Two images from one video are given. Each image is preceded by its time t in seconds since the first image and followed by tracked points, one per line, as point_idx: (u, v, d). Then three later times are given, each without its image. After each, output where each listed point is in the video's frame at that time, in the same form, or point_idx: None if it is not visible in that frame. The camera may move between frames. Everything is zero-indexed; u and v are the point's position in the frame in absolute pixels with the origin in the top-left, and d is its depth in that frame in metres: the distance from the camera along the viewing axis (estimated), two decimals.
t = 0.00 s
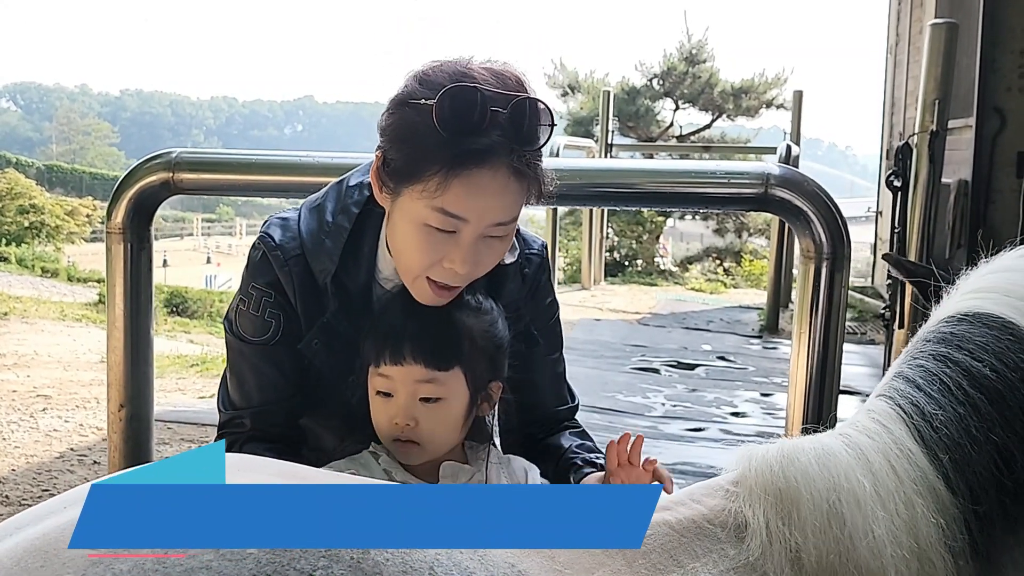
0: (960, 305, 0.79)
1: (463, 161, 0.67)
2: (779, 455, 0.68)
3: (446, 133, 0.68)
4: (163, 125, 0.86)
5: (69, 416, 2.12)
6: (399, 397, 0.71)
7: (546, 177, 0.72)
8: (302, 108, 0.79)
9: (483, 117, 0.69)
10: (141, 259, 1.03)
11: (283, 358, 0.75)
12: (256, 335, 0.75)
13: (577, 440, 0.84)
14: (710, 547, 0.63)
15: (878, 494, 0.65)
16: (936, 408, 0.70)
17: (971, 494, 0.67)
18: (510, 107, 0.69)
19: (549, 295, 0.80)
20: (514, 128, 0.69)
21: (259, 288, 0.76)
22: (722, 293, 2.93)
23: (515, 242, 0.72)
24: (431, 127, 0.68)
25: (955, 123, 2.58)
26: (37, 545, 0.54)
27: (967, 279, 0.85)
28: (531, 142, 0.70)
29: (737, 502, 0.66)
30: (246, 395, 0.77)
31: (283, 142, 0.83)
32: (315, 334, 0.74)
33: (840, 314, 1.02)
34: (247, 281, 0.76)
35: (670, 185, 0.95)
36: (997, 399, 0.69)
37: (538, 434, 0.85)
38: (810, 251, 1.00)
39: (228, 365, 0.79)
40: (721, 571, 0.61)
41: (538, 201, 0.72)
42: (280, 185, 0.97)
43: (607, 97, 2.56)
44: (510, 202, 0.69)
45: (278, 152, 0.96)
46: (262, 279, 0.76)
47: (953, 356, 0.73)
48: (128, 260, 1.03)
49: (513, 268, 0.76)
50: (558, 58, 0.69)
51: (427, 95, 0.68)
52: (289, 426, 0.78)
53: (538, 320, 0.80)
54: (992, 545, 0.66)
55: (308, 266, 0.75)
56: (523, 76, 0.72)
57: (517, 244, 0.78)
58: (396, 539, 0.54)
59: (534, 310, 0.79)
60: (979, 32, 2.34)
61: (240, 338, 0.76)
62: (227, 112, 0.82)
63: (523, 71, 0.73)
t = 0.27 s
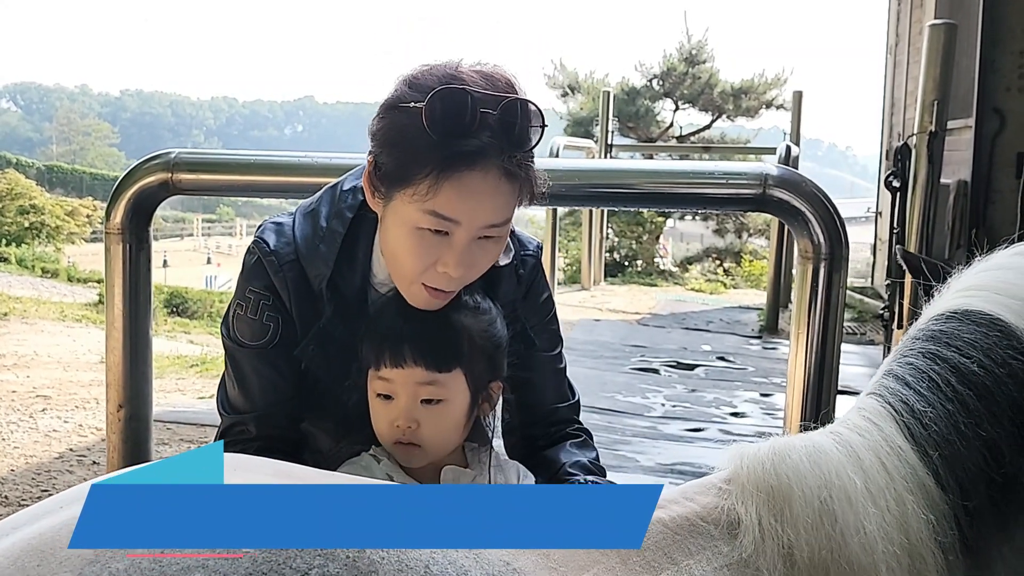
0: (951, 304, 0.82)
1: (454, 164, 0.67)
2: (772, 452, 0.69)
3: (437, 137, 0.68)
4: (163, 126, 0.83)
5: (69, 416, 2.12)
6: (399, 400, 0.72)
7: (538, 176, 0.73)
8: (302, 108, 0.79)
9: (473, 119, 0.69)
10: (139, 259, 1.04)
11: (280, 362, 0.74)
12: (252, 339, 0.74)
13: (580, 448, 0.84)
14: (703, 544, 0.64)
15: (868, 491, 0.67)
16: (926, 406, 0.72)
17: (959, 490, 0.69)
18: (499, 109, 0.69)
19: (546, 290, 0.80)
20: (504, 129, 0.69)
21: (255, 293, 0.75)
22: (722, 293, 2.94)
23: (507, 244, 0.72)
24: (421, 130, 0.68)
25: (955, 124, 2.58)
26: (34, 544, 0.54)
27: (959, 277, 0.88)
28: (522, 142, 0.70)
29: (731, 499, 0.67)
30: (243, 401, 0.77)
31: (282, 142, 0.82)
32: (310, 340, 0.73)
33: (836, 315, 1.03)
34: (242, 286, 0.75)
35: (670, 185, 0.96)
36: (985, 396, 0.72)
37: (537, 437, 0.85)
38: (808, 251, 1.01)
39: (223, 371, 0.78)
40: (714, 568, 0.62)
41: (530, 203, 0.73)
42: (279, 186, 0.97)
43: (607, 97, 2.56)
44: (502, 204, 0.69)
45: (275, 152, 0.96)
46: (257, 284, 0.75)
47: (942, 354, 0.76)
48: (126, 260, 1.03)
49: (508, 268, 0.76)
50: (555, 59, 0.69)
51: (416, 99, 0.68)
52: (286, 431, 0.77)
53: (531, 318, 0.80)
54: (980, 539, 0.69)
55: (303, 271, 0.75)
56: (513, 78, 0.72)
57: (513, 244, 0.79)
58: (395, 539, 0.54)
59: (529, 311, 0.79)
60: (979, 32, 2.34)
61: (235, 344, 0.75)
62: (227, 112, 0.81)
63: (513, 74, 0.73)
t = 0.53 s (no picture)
0: (943, 300, 0.78)
1: (447, 169, 0.67)
2: (763, 449, 0.66)
3: (430, 140, 0.67)
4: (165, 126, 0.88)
5: (70, 415, 2.13)
6: (391, 403, 0.73)
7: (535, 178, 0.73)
8: (301, 108, 0.80)
9: (468, 123, 0.68)
10: (137, 259, 1.02)
11: (275, 364, 0.75)
12: (247, 341, 0.75)
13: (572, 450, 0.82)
14: (696, 542, 0.61)
15: (858, 489, 0.63)
16: (916, 404, 0.68)
17: (948, 489, 0.65)
18: (494, 112, 0.69)
19: (544, 292, 0.81)
20: (500, 133, 0.69)
21: (251, 295, 0.75)
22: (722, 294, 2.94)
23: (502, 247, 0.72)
24: (414, 133, 0.68)
25: (954, 124, 2.58)
26: (28, 545, 0.54)
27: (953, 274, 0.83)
28: (518, 145, 0.70)
29: (722, 497, 0.64)
30: (240, 403, 0.77)
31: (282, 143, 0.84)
32: (306, 342, 0.74)
33: (832, 315, 1.00)
34: (237, 287, 0.75)
35: (666, 185, 0.95)
36: (974, 393, 0.67)
37: (531, 441, 0.84)
38: (805, 251, 0.98)
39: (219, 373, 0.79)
40: (708, 567, 0.59)
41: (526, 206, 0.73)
42: (276, 186, 0.97)
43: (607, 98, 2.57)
44: (496, 208, 0.68)
45: (273, 152, 0.96)
46: (253, 286, 0.75)
47: (932, 351, 0.72)
48: (123, 260, 1.01)
49: (505, 273, 0.77)
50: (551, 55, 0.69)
51: (411, 101, 0.68)
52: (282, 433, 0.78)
53: (527, 321, 0.81)
54: (971, 540, 0.65)
55: (297, 273, 0.75)
56: (510, 81, 0.71)
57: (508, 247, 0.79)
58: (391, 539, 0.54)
59: (526, 313, 0.80)
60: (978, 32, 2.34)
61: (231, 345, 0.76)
62: (229, 114, 0.84)
63: (511, 78, 0.72)
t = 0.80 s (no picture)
0: (939, 297, 0.66)
1: (446, 172, 0.66)
2: (756, 448, 0.56)
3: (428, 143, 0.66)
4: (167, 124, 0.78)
5: (67, 416, 2.13)
6: (392, 404, 0.74)
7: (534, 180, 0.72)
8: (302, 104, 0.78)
9: (467, 124, 0.66)
10: (135, 261, 1.00)
11: (274, 366, 0.75)
12: (247, 344, 0.74)
13: (571, 451, 0.82)
14: (693, 542, 0.52)
15: (856, 488, 0.54)
16: (909, 404, 0.59)
17: (944, 490, 0.57)
18: (493, 114, 0.67)
19: (545, 295, 0.82)
20: (499, 136, 0.67)
21: (248, 296, 0.74)
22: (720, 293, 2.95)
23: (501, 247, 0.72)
24: (412, 135, 0.66)
25: (953, 124, 2.58)
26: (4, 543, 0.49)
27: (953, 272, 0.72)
28: (518, 148, 0.68)
29: (718, 498, 0.55)
30: (240, 405, 0.76)
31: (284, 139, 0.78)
32: (306, 344, 0.75)
33: (833, 317, 0.97)
34: (235, 289, 0.75)
35: (665, 185, 0.94)
36: (967, 391, 0.59)
37: (528, 443, 0.84)
38: (805, 251, 0.96)
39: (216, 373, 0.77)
40: (705, 567, 0.51)
41: (525, 205, 0.73)
42: (274, 186, 0.96)
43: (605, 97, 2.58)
44: (494, 210, 0.68)
45: (271, 153, 0.96)
46: (252, 287, 0.74)
47: (927, 350, 0.61)
48: (122, 262, 0.99)
49: (504, 273, 0.78)
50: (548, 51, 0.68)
51: (410, 103, 0.66)
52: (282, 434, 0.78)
53: (528, 323, 0.83)
54: (960, 546, 0.57)
55: (296, 275, 0.74)
56: (510, 82, 0.70)
57: (509, 249, 0.80)
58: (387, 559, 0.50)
59: (528, 313, 0.82)
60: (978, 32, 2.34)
61: (229, 347, 0.75)
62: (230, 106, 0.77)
63: (508, 80, 0.71)
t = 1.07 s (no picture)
0: (942, 301, 0.67)
1: (444, 168, 0.66)
2: (752, 449, 0.56)
3: (426, 139, 0.66)
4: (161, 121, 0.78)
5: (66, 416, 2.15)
6: (398, 405, 0.74)
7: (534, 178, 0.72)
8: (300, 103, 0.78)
9: (465, 121, 0.66)
10: (134, 261, 1.00)
11: (272, 365, 0.75)
12: (244, 342, 0.74)
13: (569, 450, 0.82)
14: (688, 542, 0.52)
15: (852, 489, 0.54)
16: (907, 406, 0.59)
17: (939, 492, 0.57)
18: (491, 110, 0.67)
19: (544, 294, 0.82)
20: (497, 131, 0.67)
21: (246, 295, 0.74)
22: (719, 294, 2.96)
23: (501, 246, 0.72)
24: (411, 132, 0.67)
25: (952, 125, 2.59)
26: None
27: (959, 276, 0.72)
28: (517, 144, 0.68)
29: (713, 498, 0.55)
30: (236, 403, 0.76)
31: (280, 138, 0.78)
32: (303, 343, 0.76)
33: (831, 317, 0.97)
34: (233, 286, 0.75)
35: (663, 185, 0.94)
36: (966, 394, 0.59)
37: (526, 443, 0.84)
38: (803, 251, 0.96)
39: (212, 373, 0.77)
40: (702, 568, 0.50)
41: (525, 202, 0.72)
42: (274, 186, 0.96)
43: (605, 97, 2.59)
44: (494, 206, 0.68)
45: (270, 153, 0.96)
46: (250, 284, 0.74)
47: (927, 353, 0.61)
48: (120, 262, 0.99)
49: (500, 274, 0.78)
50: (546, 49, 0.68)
51: (408, 100, 0.67)
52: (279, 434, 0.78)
53: (527, 323, 0.83)
54: (954, 548, 0.57)
55: (293, 273, 0.74)
56: (508, 79, 0.70)
57: (507, 248, 0.81)
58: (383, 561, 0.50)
59: (527, 313, 0.82)
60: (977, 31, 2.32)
61: (227, 346, 0.75)
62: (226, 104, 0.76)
63: (506, 78, 0.71)
